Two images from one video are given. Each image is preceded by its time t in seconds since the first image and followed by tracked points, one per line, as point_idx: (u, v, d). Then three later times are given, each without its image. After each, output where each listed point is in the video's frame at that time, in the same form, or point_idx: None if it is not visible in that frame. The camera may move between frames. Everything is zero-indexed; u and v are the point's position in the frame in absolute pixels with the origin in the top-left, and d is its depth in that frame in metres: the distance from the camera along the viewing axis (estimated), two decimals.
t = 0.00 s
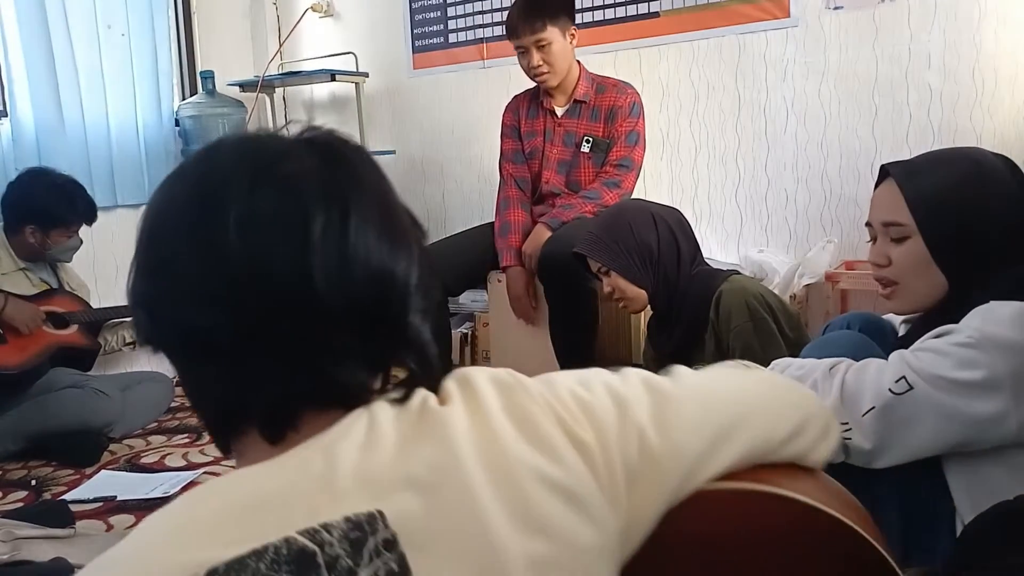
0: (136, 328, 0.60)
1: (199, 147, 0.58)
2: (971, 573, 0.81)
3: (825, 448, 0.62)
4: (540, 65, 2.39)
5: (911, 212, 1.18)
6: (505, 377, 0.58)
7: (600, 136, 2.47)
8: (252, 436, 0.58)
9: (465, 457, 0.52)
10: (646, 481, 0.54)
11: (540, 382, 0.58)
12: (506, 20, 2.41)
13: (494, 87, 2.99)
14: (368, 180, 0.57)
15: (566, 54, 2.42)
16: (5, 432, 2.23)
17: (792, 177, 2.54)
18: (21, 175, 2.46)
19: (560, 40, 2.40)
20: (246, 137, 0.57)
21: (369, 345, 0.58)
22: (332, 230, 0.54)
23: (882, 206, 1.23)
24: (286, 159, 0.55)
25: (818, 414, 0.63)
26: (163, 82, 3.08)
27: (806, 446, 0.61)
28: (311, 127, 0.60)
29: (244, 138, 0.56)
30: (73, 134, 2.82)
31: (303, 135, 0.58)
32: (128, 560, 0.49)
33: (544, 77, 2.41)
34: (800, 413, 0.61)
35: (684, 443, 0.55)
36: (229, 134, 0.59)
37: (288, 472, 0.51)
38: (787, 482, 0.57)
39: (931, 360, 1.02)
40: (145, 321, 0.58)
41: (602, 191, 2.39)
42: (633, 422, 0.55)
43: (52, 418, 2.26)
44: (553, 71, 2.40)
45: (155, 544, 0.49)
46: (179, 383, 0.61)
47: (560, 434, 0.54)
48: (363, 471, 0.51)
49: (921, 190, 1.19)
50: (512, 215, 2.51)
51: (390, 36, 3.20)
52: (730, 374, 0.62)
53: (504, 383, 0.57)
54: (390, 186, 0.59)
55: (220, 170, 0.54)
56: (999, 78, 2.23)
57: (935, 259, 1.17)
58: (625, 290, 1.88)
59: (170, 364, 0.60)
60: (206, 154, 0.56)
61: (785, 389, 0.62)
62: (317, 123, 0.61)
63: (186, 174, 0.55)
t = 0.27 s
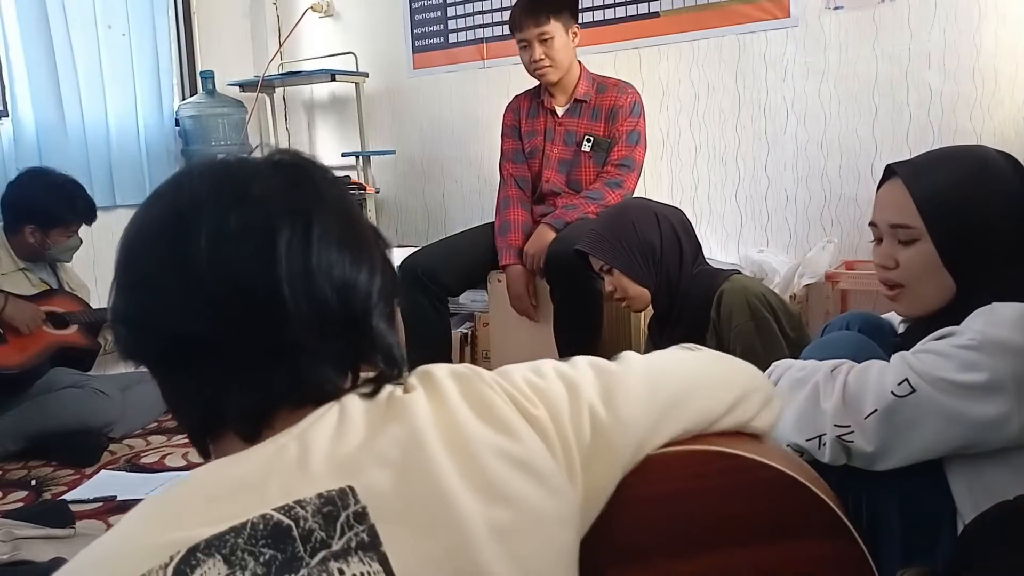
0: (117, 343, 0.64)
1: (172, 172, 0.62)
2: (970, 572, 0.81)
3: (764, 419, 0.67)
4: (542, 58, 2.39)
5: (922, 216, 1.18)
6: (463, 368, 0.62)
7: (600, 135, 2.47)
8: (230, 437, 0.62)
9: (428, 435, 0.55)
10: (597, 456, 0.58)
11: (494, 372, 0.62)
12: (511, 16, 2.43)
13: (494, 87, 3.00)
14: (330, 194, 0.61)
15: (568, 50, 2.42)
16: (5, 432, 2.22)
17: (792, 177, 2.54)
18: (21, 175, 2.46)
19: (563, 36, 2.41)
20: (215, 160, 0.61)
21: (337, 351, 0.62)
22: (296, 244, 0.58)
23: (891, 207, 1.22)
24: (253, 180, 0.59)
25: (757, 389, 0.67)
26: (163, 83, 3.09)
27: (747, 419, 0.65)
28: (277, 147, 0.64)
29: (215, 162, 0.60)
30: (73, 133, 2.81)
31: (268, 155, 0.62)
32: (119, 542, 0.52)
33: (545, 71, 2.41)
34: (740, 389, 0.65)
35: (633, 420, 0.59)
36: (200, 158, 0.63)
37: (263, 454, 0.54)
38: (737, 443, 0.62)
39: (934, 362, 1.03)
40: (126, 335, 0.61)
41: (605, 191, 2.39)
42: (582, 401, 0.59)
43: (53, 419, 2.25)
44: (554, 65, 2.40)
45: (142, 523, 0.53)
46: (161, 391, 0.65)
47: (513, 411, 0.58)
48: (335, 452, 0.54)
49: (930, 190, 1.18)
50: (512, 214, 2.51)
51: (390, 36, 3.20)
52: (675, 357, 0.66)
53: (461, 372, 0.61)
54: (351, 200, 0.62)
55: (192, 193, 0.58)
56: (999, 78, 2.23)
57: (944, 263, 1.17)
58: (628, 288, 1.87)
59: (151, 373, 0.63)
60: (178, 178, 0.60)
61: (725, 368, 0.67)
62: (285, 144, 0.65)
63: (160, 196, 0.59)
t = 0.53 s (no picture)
0: (109, 348, 0.65)
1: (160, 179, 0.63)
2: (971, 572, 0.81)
3: (751, 416, 0.67)
4: (542, 54, 2.39)
5: (930, 218, 1.18)
6: (455, 368, 0.62)
7: (600, 135, 2.46)
8: (225, 440, 0.63)
9: (421, 433, 0.55)
10: (589, 452, 0.58)
11: (488, 372, 0.62)
12: (512, 13, 2.43)
13: (494, 86, 2.99)
14: (317, 196, 0.62)
15: (569, 48, 2.42)
16: (6, 432, 2.22)
17: (792, 177, 2.54)
18: (21, 174, 2.47)
19: (564, 32, 2.41)
20: (202, 166, 0.62)
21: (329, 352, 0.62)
22: (284, 247, 0.59)
23: (897, 209, 1.22)
24: (239, 184, 0.60)
25: (744, 388, 0.68)
26: (164, 83, 3.10)
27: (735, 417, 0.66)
28: (264, 152, 0.65)
29: (200, 168, 0.61)
30: (73, 133, 2.81)
31: (254, 159, 0.63)
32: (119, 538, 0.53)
33: (545, 68, 2.41)
34: (726, 388, 0.66)
35: (624, 417, 0.59)
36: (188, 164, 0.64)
37: (258, 452, 0.55)
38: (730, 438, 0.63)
39: (934, 361, 1.03)
40: (117, 340, 0.63)
41: (605, 190, 2.39)
42: (574, 400, 0.59)
43: (52, 419, 2.26)
44: (554, 61, 2.40)
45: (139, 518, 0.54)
46: (154, 394, 0.66)
47: (506, 410, 0.58)
48: (330, 450, 0.55)
49: (939, 189, 1.19)
50: (511, 213, 2.51)
51: (390, 36, 3.20)
52: (661, 356, 0.67)
53: (454, 372, 0.61)
54: (338, 202, 0.64)
55: (179, 199, 0.59)
56: (999, 78, 2.23)
57: (952, 265, 1.17)
58: (628, 288, 1.87)
59: (144, 377, 0.65)
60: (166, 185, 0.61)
61: (713, 366, 0.67)
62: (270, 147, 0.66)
63: (148, 203, 0.61)
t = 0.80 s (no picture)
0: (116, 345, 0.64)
1: (169, 173, 0.62)
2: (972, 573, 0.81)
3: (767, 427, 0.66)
4: (541, 55, 2.39)
5: (932, 217, 1.18)
6: (469, 370, 0.62)
7: (601, 135, 2.47)
8: (229, 438, 0.62)
9: (436, 440, 0.55)
10: (604, 459, 0.57)
11: (502, 374, 0.62)
12: (511, 15, 2.42)
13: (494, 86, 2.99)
14: (329, 192, 0.61)
15: (568, 48, 2.42)
16: (5, 433, 2.21)
17: (792, 177, 2.54)
18: (21, 174, 2.47)
19: (563, 33, 2.41)
20: (212, 160, 0.61)
21: (339, 350, 0.62)
22: (295, 242, 0.58)
23: (899, 208, 1.22)
24: (249, 178, 0.59)
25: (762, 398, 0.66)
26: (164, 83, 3.10)
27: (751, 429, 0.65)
28: (275, 146, 0.64)
29: (210, 163, 0.60)
30: (73, 134, 2.81)
31: (265, 154, 0.62)
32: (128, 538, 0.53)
33: (545, 68, 2.41)
34: (746, 396, 0.65)
35: (640, 427, 0.58)
36: (197, 158, 0.63)
37: (268, 458, 0.54)
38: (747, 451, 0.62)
39: (932, 358, 1.03)
40: (124, 337, 0.62)
41: (605, 190, 2.39)
42: (591, 405, 0.59)
43: (53, 419, 2.26)
44: (553, 61, 2.40)
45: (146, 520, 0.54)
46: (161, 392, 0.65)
47: (522, 415, 0.57)
48: (341, 455, 0.54)
49: (942, 188, 1.19)
50: (512, 213, 2.52)
51: (390, 36, 3.20)
52: (680, 362, 0.66)
53: (468, 374, 0.61)
54: (350, 199, 0.63)
55: (189, 194, 0.58)
56: (999, 78, 2.23)
57: (952, 265, 1.18)
58: (626, 287, 1.87)
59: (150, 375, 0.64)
60: (175, 180, 0.60)
61: (730, 374, 0.66)
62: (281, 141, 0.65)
63: (157, 198, 0.60)
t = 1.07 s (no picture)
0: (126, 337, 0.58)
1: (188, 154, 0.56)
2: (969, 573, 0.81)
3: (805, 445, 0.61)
4: (540, 55, 2.39)
5: (941, 216, 1.18)
6: (498, 373, 0.57)
7: (601, 135, 2.46)
8: (248, 438, 0.56)
9: (460, 450, 0.51)
10: (636, 474, 0.54)
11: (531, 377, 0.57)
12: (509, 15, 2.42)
13: (494, 86, 2.99)
14: (360, 178, 0.55)
15: (567, 47, 2.42)
16: (5, 433, 2.22)
17: (793, 177, 2.54)
18: (21, 174, 2.46)
19: (561, 32, 2.40)
20: (236, 142, 0.55)
21: (364, 350, 0.56)
22: (324, 232, 0.52)
23: (906, 206, 1.21)
24: (276, 162, 0.53)
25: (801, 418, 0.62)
26: (164, 83, 3.09)
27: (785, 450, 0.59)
28: (300, 129, 0.59)
29: (233, 144, 0.55)
30: (74, 134, 2.82)
31: (292, 137, 0.56)
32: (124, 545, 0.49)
33: (545, 68, 2.40)
34: (785, 413, 0.60)
35: (672, 443, 0.55)
36: (218, 139, 0.57)
37: (282, 467, 0.50)
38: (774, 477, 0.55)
39: (933, 360, 1.03)
40: (136, 330, 0.56)
41: (605, 191, 2.39)
42: (623, 418, 0.55)
43: (52, 417, 2.26)
44: (552, 61, 2.40)
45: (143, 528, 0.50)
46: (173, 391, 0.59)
47: (552, 426, 0.54)
48: (359, 464, 0.50)
49: (949, 185, 1.18)
50: (512, 213, 2.51)
51: (390, 36, 3.20)
52: (717, 371, 0.61)
53: (497, 377, 0.57)
54: (382, 187, 0.57)
55: (208, 177, 0.53)
56: (999, 78, 2.23)
57: (959, 264, 1.17)
58: (627, 288, 1.88)
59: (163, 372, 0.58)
60: (195, 161, 0.54)
61: (769, 387, 0.62)
62: (308, 125, 0.59)
63: (174, 180, 0.54)
